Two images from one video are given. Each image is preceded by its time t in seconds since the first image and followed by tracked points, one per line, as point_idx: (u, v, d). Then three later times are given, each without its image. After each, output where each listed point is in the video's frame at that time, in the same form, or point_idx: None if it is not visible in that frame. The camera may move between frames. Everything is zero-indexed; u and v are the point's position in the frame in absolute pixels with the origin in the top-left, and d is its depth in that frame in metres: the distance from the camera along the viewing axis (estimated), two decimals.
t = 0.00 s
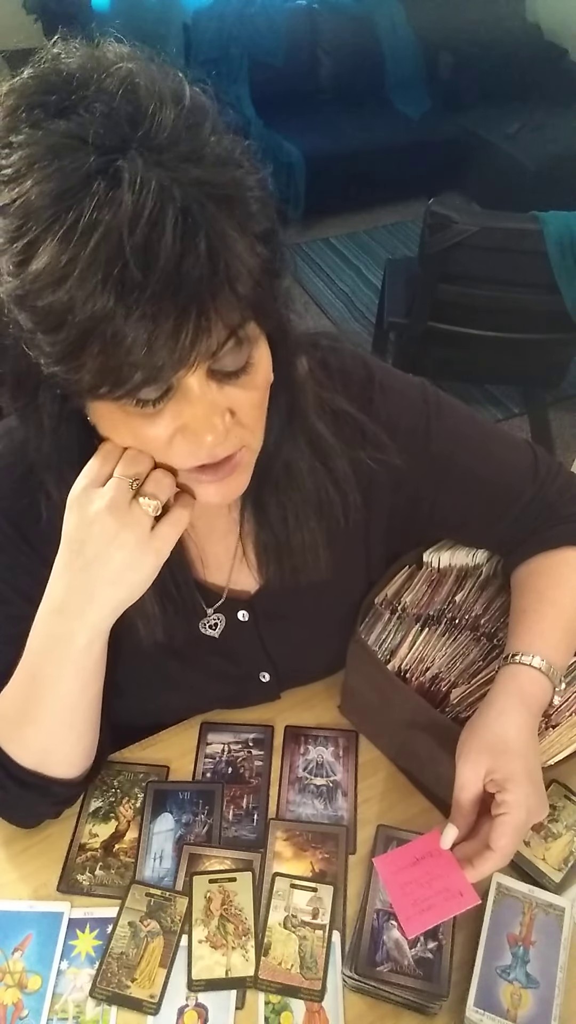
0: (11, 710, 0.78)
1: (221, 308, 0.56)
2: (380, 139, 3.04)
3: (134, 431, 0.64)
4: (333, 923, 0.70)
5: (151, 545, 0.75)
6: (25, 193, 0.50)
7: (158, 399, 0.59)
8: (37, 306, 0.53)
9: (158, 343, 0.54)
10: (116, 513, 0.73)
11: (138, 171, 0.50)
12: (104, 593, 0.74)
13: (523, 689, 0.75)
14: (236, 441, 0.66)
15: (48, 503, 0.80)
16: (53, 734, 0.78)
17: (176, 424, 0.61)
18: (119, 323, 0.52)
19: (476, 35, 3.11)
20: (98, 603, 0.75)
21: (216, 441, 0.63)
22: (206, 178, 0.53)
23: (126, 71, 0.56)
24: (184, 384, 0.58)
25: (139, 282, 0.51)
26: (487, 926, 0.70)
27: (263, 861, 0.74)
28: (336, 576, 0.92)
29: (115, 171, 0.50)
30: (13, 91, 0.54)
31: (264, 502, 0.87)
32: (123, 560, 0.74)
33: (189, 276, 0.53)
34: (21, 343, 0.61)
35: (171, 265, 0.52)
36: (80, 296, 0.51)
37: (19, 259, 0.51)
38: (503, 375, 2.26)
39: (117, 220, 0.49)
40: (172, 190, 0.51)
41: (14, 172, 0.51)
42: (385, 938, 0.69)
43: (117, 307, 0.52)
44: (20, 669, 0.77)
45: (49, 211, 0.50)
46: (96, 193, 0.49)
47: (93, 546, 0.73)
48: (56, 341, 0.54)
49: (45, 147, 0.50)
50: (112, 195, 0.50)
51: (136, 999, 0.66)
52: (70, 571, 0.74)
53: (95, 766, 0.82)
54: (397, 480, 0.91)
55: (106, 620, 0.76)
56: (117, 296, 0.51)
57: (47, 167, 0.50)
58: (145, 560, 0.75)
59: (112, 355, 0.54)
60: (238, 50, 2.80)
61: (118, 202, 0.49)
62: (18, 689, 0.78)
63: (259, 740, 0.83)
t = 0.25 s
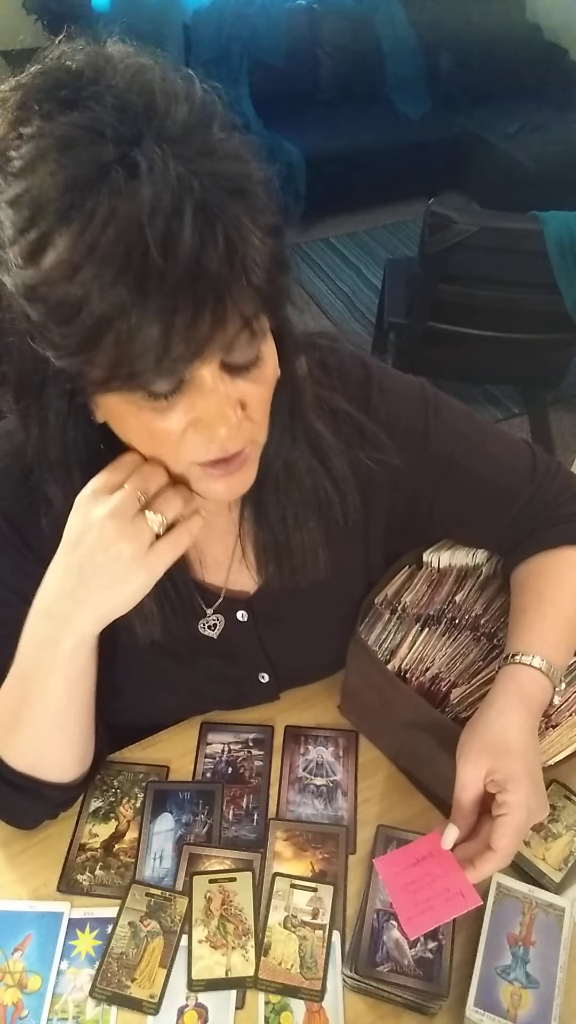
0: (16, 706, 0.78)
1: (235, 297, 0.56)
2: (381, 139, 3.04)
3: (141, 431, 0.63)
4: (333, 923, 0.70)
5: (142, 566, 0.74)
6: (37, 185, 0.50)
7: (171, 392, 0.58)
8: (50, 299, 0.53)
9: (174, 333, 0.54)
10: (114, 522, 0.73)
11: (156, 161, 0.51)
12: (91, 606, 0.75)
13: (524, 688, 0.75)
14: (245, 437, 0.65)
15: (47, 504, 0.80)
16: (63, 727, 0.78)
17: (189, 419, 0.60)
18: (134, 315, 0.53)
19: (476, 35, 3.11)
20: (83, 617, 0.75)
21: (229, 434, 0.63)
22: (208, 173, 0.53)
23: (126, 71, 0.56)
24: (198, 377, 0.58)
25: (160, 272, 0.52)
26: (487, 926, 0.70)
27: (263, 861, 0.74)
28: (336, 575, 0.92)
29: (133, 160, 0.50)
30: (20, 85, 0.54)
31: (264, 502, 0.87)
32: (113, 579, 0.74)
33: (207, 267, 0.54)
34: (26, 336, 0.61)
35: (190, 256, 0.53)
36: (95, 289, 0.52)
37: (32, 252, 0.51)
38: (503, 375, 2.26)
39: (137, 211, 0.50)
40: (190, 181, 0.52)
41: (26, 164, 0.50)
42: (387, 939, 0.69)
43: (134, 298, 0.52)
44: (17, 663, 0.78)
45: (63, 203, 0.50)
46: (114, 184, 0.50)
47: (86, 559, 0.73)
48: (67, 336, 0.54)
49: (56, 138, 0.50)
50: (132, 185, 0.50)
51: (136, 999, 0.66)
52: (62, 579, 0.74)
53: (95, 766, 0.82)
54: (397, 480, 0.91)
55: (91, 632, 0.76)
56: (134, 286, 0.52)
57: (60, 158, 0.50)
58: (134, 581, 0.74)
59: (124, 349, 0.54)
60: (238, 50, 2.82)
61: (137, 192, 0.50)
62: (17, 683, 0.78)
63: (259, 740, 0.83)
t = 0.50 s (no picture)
0: (19, 717, 0.78)
1: (239, 312, 0.56)
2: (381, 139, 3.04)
3: (143, 443, 0.63)
4: (333, 923, 0.70)
5: (163, 592, 0.73)
6: (40, 197, 0.50)
7: (173, 405, 0.58)
8: (53, 314, 0.53)
9: (180, 351, 0.54)
10: (147, 547, 0.72)
11: (163, 177, 0.50)
12: (106, 625, 0.74)
13: (524, 689, 0.75)
14: (247, 444, 0.65)
15: (47, 504, 0.80)
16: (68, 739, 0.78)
17: (191, 430, 0.60)
18: (139, 332, 0.53)
19: (476, 35, 3.11)
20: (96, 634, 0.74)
21: (233, 445, 0.62)
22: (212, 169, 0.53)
23: (126, 72, 0.56)
24: (201, 390, 0.58)
25: (166, 291, 0.52)
26: (487, 926, 0.70)
27: (263, 861, 0.74)
28: (336, 576, 0.92)
29: (138, 175, 0.50)
30: (25, 94, 0.55)
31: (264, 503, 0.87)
32: (132, 602, 0.73)
33: (213, 284, 0.53)
34: (30, 346, 0.61)
35: (197, 272, 0.52)
36: (101, 306, 0.52)
37: (36, 267, 0.52)
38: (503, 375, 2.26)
39: (142, 226, 0.50)
40: (197, 197, 0.51)
41: (29, 177, 0.51)
42: (388, 942, 0.68)
43: (140, 316, 0.52)
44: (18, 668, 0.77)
45: (67, 219, 0.50)
46: (119, 198, 0.49)
47: (110, 580, 0.72)
48: (71, 351, 0.55)
49: (64, 152, 0.50)
50: (137, 201, 0.49)
51: (136, 999, 0.66)
52: (79, 595, 0.73)
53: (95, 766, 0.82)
54: (398, 480, 0.90)
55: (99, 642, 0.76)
56: (140, 305, 0.52)
57: (64, 172, 0.50)
58: (151, 607, 0.73)
59: (129, 364, 0.54)
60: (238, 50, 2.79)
61: (143, 207, 0.49)
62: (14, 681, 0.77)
63: (259, 740, 0.83)
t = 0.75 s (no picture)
0: (23, 726, 0.77)
1: (246, 325, 0.56)
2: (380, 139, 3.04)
3: (148, 450, 0.63)
4: (333, 923, 0.70)
5: (163, 593, 0.72)
6: (45, 208, 0.50)
7: (179, 413, 0.58)
8: (59, 324, 0.53)
9: (187, 362, 0.54)
10: (149, 549, 0.72)
11: (170, 191, 0.50)
12: (108, 626, 0.73)
13: (524, 689, 0.75)
14: (250, 452, 0.65)
15: (47, 504, 0.80)
16: (71, 747, 0.78)
17: (196, 438, 0.60)
18: (147, 344, 0.53)
19: (476, 35, 3.11)
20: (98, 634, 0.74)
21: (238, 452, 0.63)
22: (213, 169, 0.53)
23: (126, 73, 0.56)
24: (207, 400, 0.58)
25: (174, 305, 0.52)
26: (487, 926, 0.70)
27: (263, 861, 0.74)
28: (336, 576, 0.92)
29: (146, 188, 0.49)
30: (25, 101, 0.55)
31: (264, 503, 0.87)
32: (133, 603, 0.72)
33: (220, 296, 0.54)
34: (32, 354, 0.61)
35: (204, 285, 0.52)
36: (108, 318, 0.52)
37: (42, 278, 0.52)
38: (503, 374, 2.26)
39: (151, 240, 0.50)
40: (204, 212, 0.51)
41: (32, 186, 0.51)
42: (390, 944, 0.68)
43: (148, 328, 0.52)
44: (21, 670, 0.77)
45: (66, 217, 0.50)
46: (126, 211, 0.49)
47: (111, 579, 0.72)
48: (77, 361, 0.55)
49: (66, 157, 0.50)
50: (145, 214, 0.49)
51: (136, 999, 0.66)
52: (81, 594, 0.73)
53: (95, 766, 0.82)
54: (398, 480, 0.90)
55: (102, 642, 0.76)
56: (148, 317, 0.52)
57: (70, 183, 0.49)
58: (151, 608, 0.73)
59: (135, 374, 0.54)
60: (238, 50, 2.82)
61: (151, 220, 0.49)
62: (19, 685, 0.77)
63: (259, 740, 0.83)
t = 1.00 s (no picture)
0: (25, 725, 0.77)
1: (250, 323, 0.56)
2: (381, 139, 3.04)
3: (151, 450, 0.63)
4: (333, 923, 0.70)
5: (168, 591, 0.73)
6: (49, 206, 0.50)
7: (182, 413, 0.58)
8: (62, 322, 0.53)
9: (191, 360, 0.54)
10: (152, 549, 0.72)
11: (176, 190, 0.50)
12: (113, 624, 0.73)
13: (524, 689, 0.75)
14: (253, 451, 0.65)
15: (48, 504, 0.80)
16: (73, 746, 0.78)
17: (199, 436, 0.60)
18: (151, 343, 0.53)
19: (476, 35, 3.11)
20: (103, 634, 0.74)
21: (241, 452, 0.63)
22: (214, 167, 0.53)
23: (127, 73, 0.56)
24: (210, 399, 0.58)
25: (178, 304, 0.52)
26: (487, 926, 0.70)
27: (263, 861, 0.74)
28: (336, 576, 0.92)
29: (151, 186, 0.49)
30: (31, 99, 0.55)
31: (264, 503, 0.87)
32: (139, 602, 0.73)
33: (225, 294, 0.54)
34: (35, 352, 0.61)
35: (209, 282, 0.52)
36: (112, 317, 0.52)
37: (46, 276, 0.52)
38: (502, 375, 2.26)
39: (155, 239, 0.49)
40: (209, 210, 0.51)
41: (38, 185, 0.51)
42: (390, 943, 0.68)
43: (153, 327, 0.52)
44: (24, 669, 0.76)
45: (71, 217, 0.49)
46: (132, 209, 0.49)
47: (115, 580, 0.72)
48: (81, 358, 0.55)
49: (70, 157, 0.50)
50: (150, 212, 0.49)
51: (136, 999, 0.66)
52: (85, 595, 0.72)
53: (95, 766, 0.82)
54: (398, 481, 0.90)
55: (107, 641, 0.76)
56: (152, 316, 0.52)
57: (75, 181, 0.49)
58: (157, 606, 0.73)
59: (139, 373, 0.55)
60: (238, 50, 2.81)
61: (156, 219, 0.49)
62: (21, 684, 0.77)
63: (259, 740, 0.83)
